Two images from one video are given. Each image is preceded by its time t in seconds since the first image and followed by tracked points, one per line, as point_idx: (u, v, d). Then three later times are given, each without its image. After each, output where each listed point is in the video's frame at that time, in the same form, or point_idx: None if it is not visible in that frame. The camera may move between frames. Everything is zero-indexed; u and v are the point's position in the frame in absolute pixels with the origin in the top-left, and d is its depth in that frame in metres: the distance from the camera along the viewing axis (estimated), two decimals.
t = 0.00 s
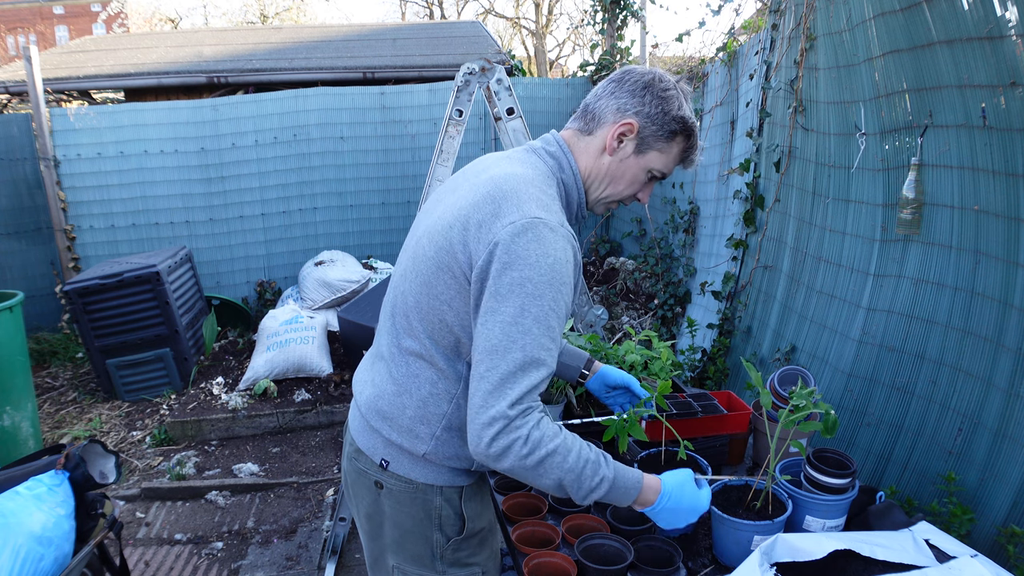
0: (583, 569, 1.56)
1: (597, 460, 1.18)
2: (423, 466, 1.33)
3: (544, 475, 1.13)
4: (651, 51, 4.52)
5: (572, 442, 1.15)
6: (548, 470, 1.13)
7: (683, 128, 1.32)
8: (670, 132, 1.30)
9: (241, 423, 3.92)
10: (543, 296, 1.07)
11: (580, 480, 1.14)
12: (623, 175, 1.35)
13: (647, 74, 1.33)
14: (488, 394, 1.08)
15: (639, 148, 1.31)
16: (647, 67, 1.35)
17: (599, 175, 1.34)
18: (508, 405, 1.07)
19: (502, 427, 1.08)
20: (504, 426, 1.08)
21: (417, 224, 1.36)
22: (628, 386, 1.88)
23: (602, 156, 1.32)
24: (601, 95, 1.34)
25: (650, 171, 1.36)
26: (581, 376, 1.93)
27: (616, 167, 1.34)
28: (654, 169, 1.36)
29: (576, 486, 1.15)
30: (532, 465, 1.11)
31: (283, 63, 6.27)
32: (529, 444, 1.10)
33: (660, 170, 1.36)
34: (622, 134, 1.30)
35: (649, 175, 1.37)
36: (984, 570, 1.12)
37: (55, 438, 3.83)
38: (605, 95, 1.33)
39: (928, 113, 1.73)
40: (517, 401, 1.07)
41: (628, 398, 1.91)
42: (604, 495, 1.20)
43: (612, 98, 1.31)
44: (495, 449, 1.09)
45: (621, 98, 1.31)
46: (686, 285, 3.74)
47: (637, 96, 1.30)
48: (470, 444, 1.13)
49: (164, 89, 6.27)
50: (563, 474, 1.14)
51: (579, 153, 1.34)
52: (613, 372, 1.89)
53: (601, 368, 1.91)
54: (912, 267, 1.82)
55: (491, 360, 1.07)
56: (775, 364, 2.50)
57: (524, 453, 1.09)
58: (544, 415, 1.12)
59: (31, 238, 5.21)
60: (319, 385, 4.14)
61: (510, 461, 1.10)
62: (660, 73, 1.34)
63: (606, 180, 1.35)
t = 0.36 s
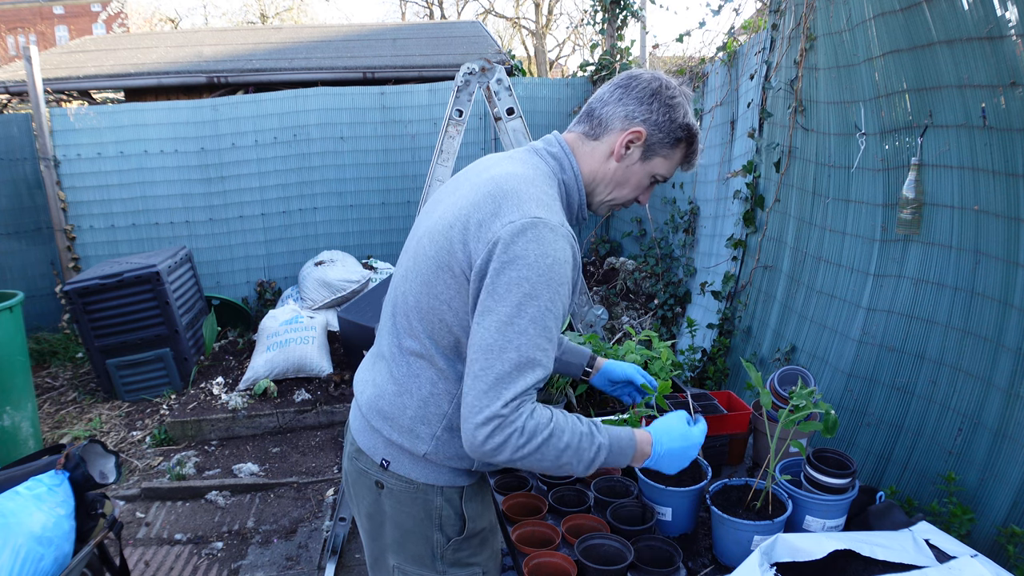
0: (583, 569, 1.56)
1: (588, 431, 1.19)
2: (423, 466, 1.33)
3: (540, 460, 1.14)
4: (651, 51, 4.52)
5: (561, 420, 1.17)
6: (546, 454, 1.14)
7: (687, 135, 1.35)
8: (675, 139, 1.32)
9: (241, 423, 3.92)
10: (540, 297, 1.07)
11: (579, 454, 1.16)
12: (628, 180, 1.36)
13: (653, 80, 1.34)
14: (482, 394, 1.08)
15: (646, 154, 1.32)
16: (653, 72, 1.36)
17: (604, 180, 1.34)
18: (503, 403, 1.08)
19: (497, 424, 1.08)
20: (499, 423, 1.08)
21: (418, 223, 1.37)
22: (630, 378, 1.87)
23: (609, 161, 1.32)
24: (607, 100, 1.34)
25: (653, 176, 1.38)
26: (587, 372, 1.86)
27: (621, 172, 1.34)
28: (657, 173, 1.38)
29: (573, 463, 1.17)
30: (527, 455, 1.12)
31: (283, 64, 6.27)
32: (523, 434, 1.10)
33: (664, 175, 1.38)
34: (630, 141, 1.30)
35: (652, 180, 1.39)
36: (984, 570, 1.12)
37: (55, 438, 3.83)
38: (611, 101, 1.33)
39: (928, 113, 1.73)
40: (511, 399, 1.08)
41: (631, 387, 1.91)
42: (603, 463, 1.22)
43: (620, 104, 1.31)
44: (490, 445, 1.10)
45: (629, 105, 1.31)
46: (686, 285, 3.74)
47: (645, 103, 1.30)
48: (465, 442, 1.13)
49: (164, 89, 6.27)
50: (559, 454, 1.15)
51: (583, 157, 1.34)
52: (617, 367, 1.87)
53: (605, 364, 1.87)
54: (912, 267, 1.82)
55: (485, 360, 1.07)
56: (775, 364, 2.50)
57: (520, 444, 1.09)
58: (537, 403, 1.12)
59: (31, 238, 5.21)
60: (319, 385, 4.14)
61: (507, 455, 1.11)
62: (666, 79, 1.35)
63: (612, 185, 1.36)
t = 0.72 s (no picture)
0: (581, 569, 1.56)
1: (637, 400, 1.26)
2: (420, 467, 1.33)
3: (610, 443, 1.18)
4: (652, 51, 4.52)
5: (618, 401, 1.22)
6: (615, 436, 1.18)
7: (684, 143, 1.35)
8: (673, 147, 1.33)
9: (241, 423, 3.92)
10: (557, 293, 1.08)
11: (638, 422, 1.23)
12: (626, 187, 1.37)
13: (652, 90, 1.33)
14: (543, 397, 1.10)
15: (644, 162, 1.32)
16: (650, 82, 1.36)
17: (605, 185, 1.35)
18: (573, 401, 1.10)
19: (569, 424, 1.11)
20: (574, 421, 1.11)
21: (417, 223, 1.36)
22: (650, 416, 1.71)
23: (609, 167, 1.32)
24: (607, 107, 1.33)
25: (651, 183, 1.39)
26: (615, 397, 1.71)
27: (620, 179, 1.34)
28: (654, 180, 1.39)
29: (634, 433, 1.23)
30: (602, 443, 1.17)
31: (283, 63, 6.27)
32: (597, 425, 1.15)
33: (661, 182, 1.38)
34: (630, 149, 1.30)
35: (649, 187, 1.40)
36: (984, 570, 1.12)
37: (55, 438, 3.83)
38: (611, 109, 1.33)
39: (928, 113, 1.73)
40: (579, 396, 1.11)
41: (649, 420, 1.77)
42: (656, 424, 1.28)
43: (620, 113, 1.31)
44: (571, 443, 1.12)
45: (629, 113, 1.30)
46: (686, 285, 3.74)
47: (645, 112, 1.30)
48: (544, 451, 1.14)
49: (164, 89, 6.27)
50: (622, 431, 1.20)
51: (583, 163, 1.34)
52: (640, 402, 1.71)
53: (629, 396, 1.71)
54: (912, 267, 1.82)
55: (535, 365, 1.08)
56: (775, 364, 2.50)
57: (598, 434, 1.14)
58: (596, 393, 1.16)
59: (31, 238, 5.21)
60: (319, 385, 4.14)
61: (585, 448, 1.14)
62: (665, 89, 1.35)
63: (611, 191, 1.36)
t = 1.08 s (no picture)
0: (583, 569, 1.56)
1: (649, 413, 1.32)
2: (425, 465, 1.33)
3: (619, 446, 1.21)
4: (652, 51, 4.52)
5: (631, 406, 1.28)
6: (629, 439, 1.23)
7: (688, 148, 1.35)
8: (677, 151, 1.32)
9: (241, 423, 3.91)
10: (569, 293, 1.09)
11: (648, 429, 1.29)
12: (631, 190, 1.36)
13: (658, 95, 1.34)
14: (555, 394, 1.11)
15: (649, 166, 1.32)
16: (656, 87, 1.36)
17: (608, 188, 1.35)
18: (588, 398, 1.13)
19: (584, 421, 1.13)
20: (590, 418, 1.13)
21: (423, 223, 1.36)
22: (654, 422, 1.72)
23: (614, 170, 1.32)
24: (613, 111, 1.34)
25: (655, 186, 1.38)
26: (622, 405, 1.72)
27: (624, 182, 1.35)
28: (658, 184, 1.39)
29: (643, 439, 1.27)
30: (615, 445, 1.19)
31: (283, 63, 6.27)
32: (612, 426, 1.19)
33: (665, 186, 1.38)
34: (634, 152, 1.30)
35: (653, 191, 1.39)
36: (984, 570, 1.12)
37: (55, 438, 3.83)
38: (617, 112, 1.33)
39: (928, 113, 1.73)
40: (595, 393, 1.14)
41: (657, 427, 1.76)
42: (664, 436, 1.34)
43: (626, 116, 1.31)
44: (589, 439, 1.15)
45: (634, 117, 1.31)
46: (686, 285, 3.75)
47: (650, 116, 1.30)
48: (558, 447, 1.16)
49: (164, 89, 6.27)
50: (632, 435, 1.24)
51: (588, 166, 1.34)
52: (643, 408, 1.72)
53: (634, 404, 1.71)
54: (912, 267, 1.82)
55: (547, 362, 1.10)
56: (775, 364, 2.50)
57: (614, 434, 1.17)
58: (610, 395, 1.19)
59: (31, 238, 5.21)
60: (319, 385, 4.14)
61: (600, 446, 1.17)
62: (671, 94, 1.35)
63: (615, 194, 1.36)
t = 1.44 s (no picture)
0: (583, 568, 1.56)
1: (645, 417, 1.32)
2: (428, 465, 1.33)
3: (616, 450, 1.22)
4: (652, 51, 4.53)
5: (628, 410, 1.29)
6: (626, 442, 1.23)
7: (694, 150, 1.34)
8: (683, 154, 1.32)
9: (241, 423, 3.91)
10: (572, 296, 1.09)
11: (643, 432, 1.29)
12: (635, 192, 1.36)
13: (663, 96, 1.33)
14: (556, 397, 1.11)
15: (653, 168, 1.32)
16: (662, 88, 1.35)
17: (612, 191, 1.35)
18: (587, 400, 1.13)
19: (584, 424, 1.14)
20: (588, 421, 1.14)
21: (427, 222, 1.35)
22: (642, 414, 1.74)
23: (618, 172, 1.32)
24: (618, 112, 1.34)
25: (660, 189, 1.38)
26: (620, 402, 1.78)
27: (629, 184, 1.34)
28: (664, 186, 1.38)
29: (639, 443, 1.28)
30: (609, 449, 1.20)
31: (283, 63, 6.27)
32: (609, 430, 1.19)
33: (670, 189, 1.38)
34: (638, 155, 1.30)
35: (659, 193, 1.39)
36: (984, 571, 1.12)
37: (55, 438, 3.83)
38: (622, 114, 1.33)
39: (928, 113, 1.73)
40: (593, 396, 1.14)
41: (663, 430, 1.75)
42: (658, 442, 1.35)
43: (630, 118, 1.31)
44: (586, 441, 1.15)
45: (639, 119, 1.31)
46: (686, 285, 3.75)
47: (655, 118, 1.30)
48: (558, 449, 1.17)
49: (164, 89, 6.27)
50: (628, 438, 1.25)
51: (593, 167, 1.34)
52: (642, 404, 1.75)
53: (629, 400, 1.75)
54: (912, 267, 1.82)
55: (549, 365, 1.10)
56: (775, 364, 2.50)
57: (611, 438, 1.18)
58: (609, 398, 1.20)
59: (31, 238, 5.21)
60: (319, 385, 4.14)
61: (597, 449, 1.17)
62: (676, 95, 1.35)
63: (620, 196, 1.36)
